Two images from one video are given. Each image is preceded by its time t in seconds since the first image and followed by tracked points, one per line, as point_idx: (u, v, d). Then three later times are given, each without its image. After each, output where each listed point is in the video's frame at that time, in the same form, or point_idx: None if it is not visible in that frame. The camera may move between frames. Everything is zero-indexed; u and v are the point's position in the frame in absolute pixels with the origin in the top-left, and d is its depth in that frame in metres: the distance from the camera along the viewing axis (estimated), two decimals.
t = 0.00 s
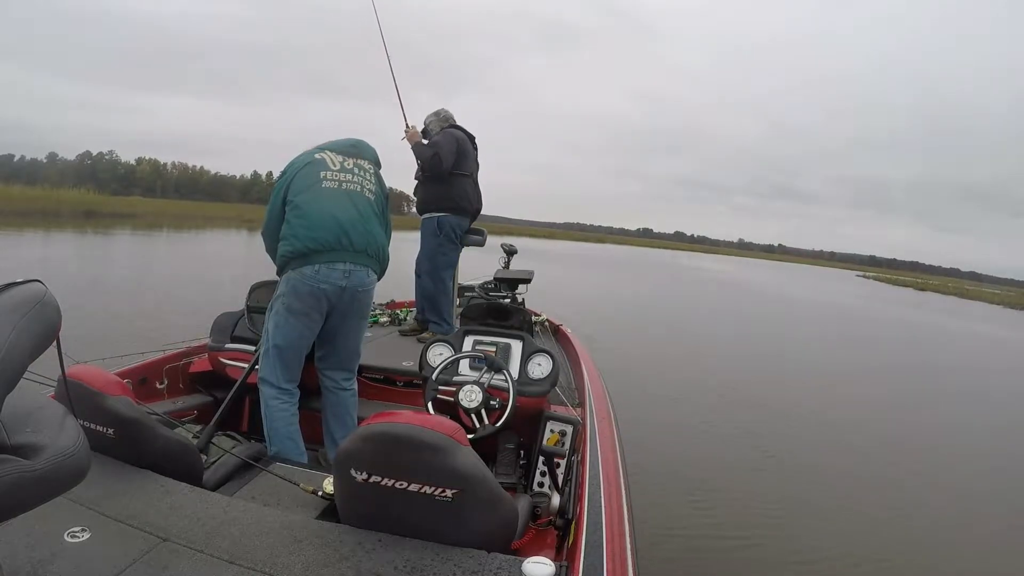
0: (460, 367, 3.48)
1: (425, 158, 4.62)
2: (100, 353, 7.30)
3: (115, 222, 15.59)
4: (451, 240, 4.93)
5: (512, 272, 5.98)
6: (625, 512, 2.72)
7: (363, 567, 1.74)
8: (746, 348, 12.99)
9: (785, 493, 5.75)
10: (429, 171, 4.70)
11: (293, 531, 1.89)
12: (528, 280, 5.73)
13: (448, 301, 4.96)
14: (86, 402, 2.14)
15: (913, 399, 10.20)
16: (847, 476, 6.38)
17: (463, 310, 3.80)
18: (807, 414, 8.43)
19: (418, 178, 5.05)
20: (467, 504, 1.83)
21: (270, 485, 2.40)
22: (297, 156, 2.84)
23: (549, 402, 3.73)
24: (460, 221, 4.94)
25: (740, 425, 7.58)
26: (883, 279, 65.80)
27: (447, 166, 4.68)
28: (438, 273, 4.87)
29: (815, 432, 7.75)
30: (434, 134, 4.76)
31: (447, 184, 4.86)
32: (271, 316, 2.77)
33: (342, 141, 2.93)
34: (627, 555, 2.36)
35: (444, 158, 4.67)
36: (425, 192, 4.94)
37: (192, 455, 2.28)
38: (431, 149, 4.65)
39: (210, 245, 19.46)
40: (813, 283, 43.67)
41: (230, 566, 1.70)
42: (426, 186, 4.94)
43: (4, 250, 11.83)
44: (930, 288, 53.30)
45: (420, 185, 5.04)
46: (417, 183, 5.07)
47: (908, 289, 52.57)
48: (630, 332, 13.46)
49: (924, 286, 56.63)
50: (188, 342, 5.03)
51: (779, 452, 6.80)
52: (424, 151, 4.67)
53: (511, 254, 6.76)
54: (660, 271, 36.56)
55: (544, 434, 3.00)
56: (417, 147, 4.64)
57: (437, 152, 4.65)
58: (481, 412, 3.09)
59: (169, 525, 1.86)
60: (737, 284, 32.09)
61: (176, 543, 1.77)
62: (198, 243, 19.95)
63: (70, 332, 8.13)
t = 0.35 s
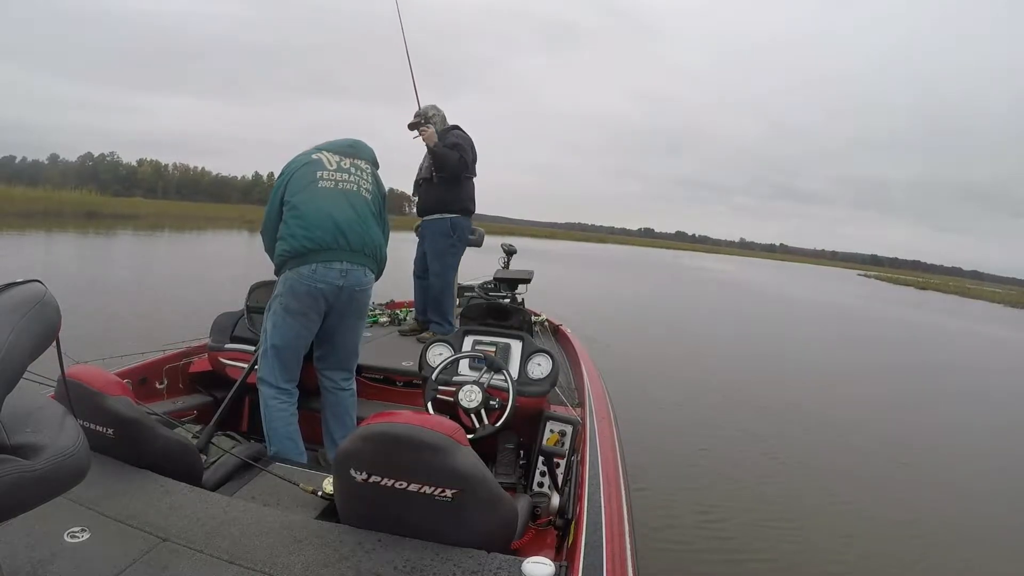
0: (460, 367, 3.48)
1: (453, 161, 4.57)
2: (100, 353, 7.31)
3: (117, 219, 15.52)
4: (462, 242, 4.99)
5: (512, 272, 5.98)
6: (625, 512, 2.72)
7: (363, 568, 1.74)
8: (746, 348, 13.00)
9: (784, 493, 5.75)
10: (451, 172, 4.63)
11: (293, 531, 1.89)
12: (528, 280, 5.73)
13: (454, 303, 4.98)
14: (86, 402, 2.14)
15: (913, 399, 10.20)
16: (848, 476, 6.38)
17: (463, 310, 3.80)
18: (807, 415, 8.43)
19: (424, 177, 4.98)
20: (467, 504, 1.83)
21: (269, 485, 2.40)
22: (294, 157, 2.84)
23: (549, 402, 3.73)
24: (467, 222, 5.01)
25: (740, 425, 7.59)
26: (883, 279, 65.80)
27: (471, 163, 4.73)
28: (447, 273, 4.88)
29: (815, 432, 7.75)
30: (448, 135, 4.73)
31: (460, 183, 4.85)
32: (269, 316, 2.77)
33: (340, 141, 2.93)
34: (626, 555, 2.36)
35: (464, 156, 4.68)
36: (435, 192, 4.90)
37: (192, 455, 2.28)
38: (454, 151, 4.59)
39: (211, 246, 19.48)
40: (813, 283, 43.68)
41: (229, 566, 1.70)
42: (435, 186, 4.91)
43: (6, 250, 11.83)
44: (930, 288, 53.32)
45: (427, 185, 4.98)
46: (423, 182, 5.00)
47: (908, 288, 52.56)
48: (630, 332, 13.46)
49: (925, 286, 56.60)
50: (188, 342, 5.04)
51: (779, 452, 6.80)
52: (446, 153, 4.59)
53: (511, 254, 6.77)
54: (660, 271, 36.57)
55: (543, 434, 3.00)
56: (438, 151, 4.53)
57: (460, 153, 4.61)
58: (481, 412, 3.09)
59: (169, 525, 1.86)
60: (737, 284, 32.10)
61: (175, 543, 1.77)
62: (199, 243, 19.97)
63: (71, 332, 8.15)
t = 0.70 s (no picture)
0: (459, 367, 3.48)
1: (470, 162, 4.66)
2: (101, 352, 7.32)
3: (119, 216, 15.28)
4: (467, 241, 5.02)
5: (512, 272, 5.99)
6: (624, 511, 2.72)
7: (363, 567, 1.74)
8: (746, 347, 13.02)
9: (784, 492, 5.76)
10: (468, 174, 4.75)
11: (292, 531, 1.89)
12: (528, 279, 5.73)
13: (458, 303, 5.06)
14: (86, 402, 2.13)
15: (912, 399, 10.21)
16: (848, 476, 6.38)
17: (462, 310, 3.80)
18: (807, 414, 8.44)
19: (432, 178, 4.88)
20: (466, 505, 1.83)
21: (269, 485, 2.40)
22: (294, 157, 2.85)
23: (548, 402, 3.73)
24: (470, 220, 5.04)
25: (739, 425, 7.59)
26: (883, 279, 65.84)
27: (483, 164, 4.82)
28: (454, 275, 4.92)
29: (814, 431, 7.75)
30: (459, 137, 4.78)
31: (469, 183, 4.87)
32: (269, 316, 2.77)
33: (340, 141, 2.93)
34: (626, 554, 2.36)
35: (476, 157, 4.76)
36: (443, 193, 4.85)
37: (191, 455, 2.28)
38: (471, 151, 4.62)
39: (212, 245, 19.54)
40: (813, 283, 43.70)
41: (229, 566, 1.70)
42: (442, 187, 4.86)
43: (9, 250, 11.89)
44: (930, 288, 53.34)
45: (436, 186, 4.88)
46: (432, 183, 4.88)
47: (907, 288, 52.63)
48: (630, 331, 13.47)
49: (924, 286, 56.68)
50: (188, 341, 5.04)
51: (779, 451, 6.80)
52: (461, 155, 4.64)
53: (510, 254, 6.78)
54: (660, 271, 36.60)
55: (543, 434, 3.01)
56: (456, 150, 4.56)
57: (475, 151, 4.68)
58: (481, 412, 3.09)
59: (169, 525, 1.86)
60: (737, 284, 32.12)
61: (175, 544, 1.77)
62: (200, 242, 20.03)
63: (72, 331, 8.16)
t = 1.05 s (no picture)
0: (459, 367, 3.48)
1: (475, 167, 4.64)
2: (100, 351, 7.32)
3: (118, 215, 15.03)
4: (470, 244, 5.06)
5: (511, 272, 5.99)
6: (623, 511, 2.72)
7: (362, 567, 1.74)
8: (746, 347, 13.03)
9: (784, 492, 5.76)
10: (474, 176, 4.76)
11: (292, 531, 1.89)
12: (528, 279, 5.73)
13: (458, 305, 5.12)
14: (85, 402, 2.13)
15: (912, 399, 10.23)
16: (847, 476, 6.39)
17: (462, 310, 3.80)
18: (806, 414, 8.45)
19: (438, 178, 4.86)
20: (466, 504, 1.83)
21: (268, 485, 2.40)
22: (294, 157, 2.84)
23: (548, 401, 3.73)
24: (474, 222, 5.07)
25: (738, 424, 7.60)
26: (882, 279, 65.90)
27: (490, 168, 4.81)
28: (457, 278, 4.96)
29: (813, 431, 7.76)
30: (465, 137, 4.78)
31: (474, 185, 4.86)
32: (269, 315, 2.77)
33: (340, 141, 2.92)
34: (625, 554, 2.36)
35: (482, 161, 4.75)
36: (448, 194, 4.84)
37: (191, 454, 2.28)
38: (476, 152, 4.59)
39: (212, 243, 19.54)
40: (812, 283, 43.74)
41: (229, 566, 1.70)
42: (447, 188, 4.84)
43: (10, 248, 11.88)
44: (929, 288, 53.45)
45: (441, 186, 4.85)
46: (437, 183, 4.87)
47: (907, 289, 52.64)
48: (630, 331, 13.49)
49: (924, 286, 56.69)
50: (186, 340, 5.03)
51: (777, 451, 6.81)
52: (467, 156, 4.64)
53: (510, 254, 6.79)
54: (660, 271, 36.65)
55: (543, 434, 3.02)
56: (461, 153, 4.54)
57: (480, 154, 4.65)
58: (480, 412, 3.09)
59: (167, 525, 1.86)
60: (737, 284, 32.15)
61: (175, 543, 1.77)
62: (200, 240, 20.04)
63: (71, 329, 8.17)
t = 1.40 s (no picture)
0: (460, 367, 3.48)
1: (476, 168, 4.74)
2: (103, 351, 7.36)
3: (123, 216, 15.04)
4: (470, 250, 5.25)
5: (512, 272, 5.99)
6: (624, 511, 2.72)
7: (362, 567, 1.74)
8: (748, 347, 13.04)
9: (787, 492, 5.75)
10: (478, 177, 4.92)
11: (292, 531, 1.89)
12: (529, 279, 5.74)
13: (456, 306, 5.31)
14: (85, 403, 2.13)
15: (914, 399, 10.23)
16: (849, 476, 6.38)
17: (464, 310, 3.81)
18: (809, 414, 8.45)
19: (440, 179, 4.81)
20: (466, 504, 1.83)
21: (268, 486, 2.41)
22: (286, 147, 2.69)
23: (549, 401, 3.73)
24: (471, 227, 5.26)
25: (740, 424, 7.60)
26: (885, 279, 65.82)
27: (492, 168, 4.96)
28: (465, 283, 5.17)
29: (815, 431, 7.76)
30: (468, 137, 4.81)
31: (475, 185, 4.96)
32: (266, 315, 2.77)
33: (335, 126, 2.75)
34: (626, 553, 2.36)
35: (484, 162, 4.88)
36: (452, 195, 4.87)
37: (191, 454, 2.28)
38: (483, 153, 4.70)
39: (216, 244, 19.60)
40: (815, 283, 43.71)
41: (228, 566, 1.71)
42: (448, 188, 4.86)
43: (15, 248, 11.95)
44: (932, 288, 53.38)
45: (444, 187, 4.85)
46: (440, 184, 4.85)
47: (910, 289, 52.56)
48: (632, 331, 13.50)
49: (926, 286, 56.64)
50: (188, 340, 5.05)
51: (780, 450, 6.81)
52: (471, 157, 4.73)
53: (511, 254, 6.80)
54: (662, 271, 36.65)
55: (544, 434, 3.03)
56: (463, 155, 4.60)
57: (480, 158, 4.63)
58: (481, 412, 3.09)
59: (168, 525, 1.86)
60: (739, 284, 32.15)
61: (175, 544, 1.78)
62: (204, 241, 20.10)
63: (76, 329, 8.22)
